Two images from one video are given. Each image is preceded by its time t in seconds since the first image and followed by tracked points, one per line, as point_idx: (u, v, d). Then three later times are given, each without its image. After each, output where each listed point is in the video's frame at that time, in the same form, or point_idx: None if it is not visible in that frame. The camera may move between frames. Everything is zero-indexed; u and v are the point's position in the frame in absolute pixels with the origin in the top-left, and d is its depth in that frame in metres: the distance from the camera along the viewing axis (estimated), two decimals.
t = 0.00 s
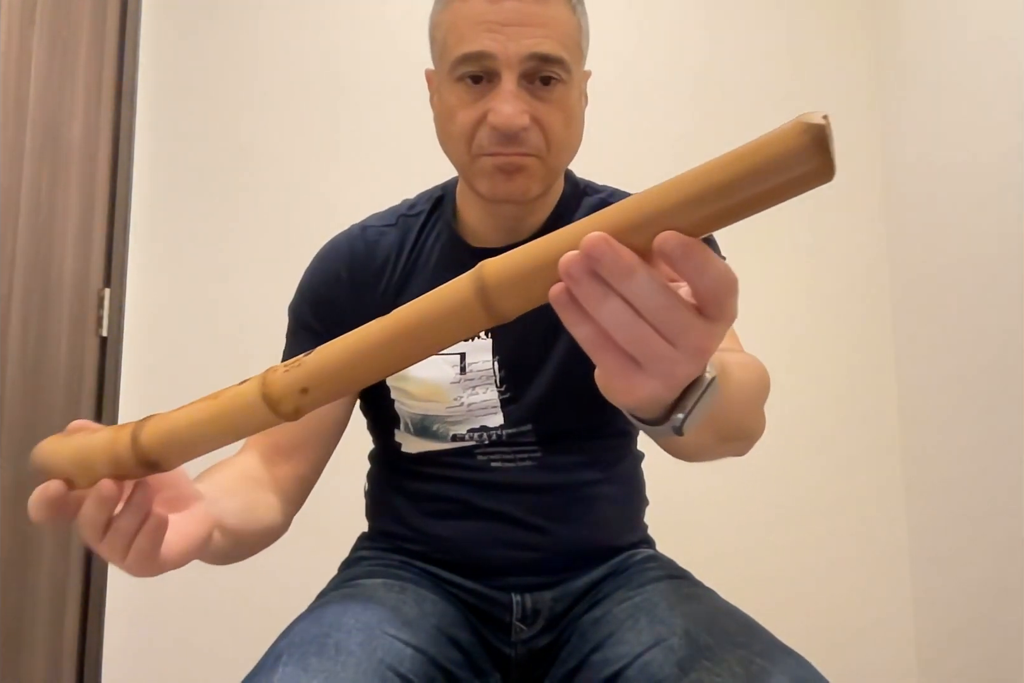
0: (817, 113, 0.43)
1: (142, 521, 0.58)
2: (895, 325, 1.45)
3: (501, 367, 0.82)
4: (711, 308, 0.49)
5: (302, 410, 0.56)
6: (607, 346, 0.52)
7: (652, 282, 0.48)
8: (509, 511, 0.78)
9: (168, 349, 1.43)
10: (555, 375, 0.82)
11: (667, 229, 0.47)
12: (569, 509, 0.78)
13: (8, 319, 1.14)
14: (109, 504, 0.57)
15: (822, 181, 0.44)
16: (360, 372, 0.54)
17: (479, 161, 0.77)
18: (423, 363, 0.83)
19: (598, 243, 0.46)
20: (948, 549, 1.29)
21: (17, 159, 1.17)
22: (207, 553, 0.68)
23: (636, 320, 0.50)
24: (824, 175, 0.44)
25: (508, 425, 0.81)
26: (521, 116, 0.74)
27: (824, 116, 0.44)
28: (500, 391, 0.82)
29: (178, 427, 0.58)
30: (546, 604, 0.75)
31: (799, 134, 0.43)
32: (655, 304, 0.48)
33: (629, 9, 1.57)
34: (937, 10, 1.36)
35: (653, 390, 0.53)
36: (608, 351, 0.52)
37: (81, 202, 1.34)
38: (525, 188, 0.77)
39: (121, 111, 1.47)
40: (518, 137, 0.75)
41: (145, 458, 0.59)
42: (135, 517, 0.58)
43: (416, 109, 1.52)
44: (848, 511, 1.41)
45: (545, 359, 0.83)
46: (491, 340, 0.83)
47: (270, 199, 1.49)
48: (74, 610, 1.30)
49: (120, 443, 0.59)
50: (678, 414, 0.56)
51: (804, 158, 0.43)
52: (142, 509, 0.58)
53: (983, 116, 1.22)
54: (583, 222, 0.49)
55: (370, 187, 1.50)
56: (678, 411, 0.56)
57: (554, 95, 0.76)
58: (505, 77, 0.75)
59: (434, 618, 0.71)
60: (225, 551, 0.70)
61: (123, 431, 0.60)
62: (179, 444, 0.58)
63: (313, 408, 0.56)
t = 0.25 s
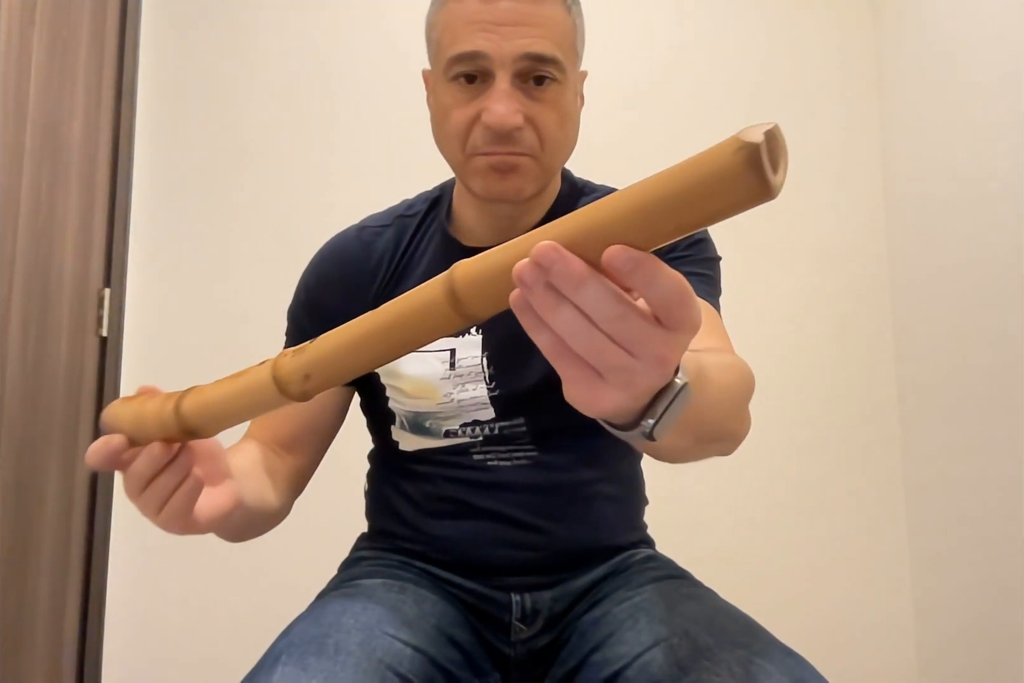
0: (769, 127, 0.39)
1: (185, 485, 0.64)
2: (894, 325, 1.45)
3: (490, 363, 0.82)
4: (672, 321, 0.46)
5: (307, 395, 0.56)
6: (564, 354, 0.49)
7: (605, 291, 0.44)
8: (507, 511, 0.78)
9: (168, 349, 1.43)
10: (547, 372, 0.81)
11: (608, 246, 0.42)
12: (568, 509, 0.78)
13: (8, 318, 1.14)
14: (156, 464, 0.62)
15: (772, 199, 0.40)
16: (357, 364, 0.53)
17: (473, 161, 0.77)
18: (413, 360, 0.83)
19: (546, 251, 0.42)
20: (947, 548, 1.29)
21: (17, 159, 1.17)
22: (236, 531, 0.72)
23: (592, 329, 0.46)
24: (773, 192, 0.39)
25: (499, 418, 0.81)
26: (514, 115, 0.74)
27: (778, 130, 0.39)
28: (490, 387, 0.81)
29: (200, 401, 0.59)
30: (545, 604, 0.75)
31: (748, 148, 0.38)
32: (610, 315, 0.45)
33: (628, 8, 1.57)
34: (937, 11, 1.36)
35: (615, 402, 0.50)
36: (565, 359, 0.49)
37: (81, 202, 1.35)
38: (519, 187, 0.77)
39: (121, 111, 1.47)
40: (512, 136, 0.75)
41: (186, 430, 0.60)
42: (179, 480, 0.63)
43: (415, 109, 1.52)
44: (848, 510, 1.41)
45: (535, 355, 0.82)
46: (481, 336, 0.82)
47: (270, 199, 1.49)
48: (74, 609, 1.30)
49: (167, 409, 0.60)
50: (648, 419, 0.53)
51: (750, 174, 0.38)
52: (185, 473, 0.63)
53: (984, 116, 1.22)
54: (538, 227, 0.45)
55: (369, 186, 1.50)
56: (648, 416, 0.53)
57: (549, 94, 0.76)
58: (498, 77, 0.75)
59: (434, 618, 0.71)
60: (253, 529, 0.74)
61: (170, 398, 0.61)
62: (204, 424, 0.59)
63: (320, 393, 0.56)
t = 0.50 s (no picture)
0: (729, 134, 0.39)
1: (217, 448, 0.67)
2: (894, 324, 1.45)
3: (483, 359, 0.81)
4: (642, 324, 0.45)
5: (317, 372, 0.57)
6: (537, 355, 0.49)
7: (573, 292, 0.44)
8: (506, 510, 0.78)
9: (168, 348, 1.43)
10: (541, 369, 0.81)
11: (573, 247, 0.42)
12: (566, 509, 0.78)
13: (8, 318, 1.14)
14: (193, 423, 0.64)
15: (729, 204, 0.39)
16: (360, 349, 0.53)
17: (469, 160, 0.77)
18: (408, 357, 0.82)
19: (513, 250, 0.43)
20: (947, 548, 1.29)
21: (18, 159, 1.17)
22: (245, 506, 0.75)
23: (562, 329, 0.46)
24: (731, 198, 0.39)
25: (493, 414, 0.81)
26: (509, 115, 0.74)
27: (735, 137, 0.39)
28: (483, 383, 0.81)
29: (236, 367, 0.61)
30: (544, 603, 0.75)
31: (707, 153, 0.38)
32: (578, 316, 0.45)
33: (627, 8, 1.57)
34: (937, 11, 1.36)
35: (588, 404, 0.50)
36: (538, 360, 0.49)
37: (81, 202, 1.35)
38: (514, 186, 0.77)
39: (120, 111, 1.47)
40: (506, 136, 0.75)
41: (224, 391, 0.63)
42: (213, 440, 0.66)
43: (415, 108, 1.52)
44: (848, 510, 1.41)
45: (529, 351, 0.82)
46: (474, 333, 0.82)
47: (269, 199, 1.49)
48: (74, 609, 1.31)
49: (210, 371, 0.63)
50: (628, 418, 0.53)
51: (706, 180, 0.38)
52: (220, 433, 0.66)
53: (983, 117, 1.22)
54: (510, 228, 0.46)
55: (369, 186, 1.50)
56: (628, 415, 0.53)
57: (543, 93, 0.76)
58: (493, 76, 0.75)
59: (433, 618, 0.71)
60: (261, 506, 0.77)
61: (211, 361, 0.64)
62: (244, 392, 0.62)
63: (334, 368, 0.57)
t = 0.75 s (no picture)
0: (670, 139, 0.38)
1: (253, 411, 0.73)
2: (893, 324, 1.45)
3: (478, 356, 0.81)
4: (607, 323, 0.45)
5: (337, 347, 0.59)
6: (503, 355, 0.49)
7: (536, 293, 0.44)
8: (504, 510, 0.78)
9: (169, 348, 1.44)
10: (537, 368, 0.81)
11: (533, 252, 0.42)
12: (565, 508, 0.78)
13: (8, 319, 1.14)
14: (238, 383, 0.71)
15: (673, 213, 0.38)
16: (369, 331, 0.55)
17: (466, 160, 0.77)
18: (405, 355, 0.83)
19: (476, 245, 0.43)
20: (947, 548, 1.29)
21: (18, 159, 1.17)
22: (256, 477, 0.80)
23: (527, 328, 0.46)
24: (672, 208, 0.38)
25: (488, 411, 0.80)
26: (505, 114, 0.74)
27: (678, 150, 0.38)
28: (479, 380, 0.81)
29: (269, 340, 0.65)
30: (544, 603, 0.75)
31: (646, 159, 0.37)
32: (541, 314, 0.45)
33: (627, 8, 1.57)
34: (937, 11, 1.36)
35: (555, 405, 0.50)
36: (505, 360, 0.49)
37: (82, 201, 1.35)
38: (510, 186, 0.77)
39: (121, 111, 1.47)
40: (502, 135, 0.75)
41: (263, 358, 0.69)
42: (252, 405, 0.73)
43: (415, 108, 1.52)
44: (847, 510, 1.41)
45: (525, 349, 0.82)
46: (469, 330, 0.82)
47: (269, 199, 1.49)
48: (74, 609, 1.31)
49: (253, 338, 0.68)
50: (604, 417, 0.53)
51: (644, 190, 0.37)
52: (258, 398, 0.73)
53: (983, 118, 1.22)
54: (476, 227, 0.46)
55: (369, 186, 1.50)
56: (604, 415, 0.53)
57: (539, 93, 0.76)
58: (489, 76, 0.75)
59: (433, 617, 0.71)
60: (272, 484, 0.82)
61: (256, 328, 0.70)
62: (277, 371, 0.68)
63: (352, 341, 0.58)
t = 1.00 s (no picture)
0: (611, 159, 0.39)
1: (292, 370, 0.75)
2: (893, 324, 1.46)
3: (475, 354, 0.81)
4: (579, 327, 0.46)
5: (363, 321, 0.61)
6: (477, 357, 0.49)
7: (504, 295, 0.44)
8: (503, 510, 0.78)
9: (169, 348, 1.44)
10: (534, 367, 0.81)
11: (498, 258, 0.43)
12: (563, 507, 0.78)
13: (8, 319, 1.14)
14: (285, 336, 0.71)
15: (607, 234, 0.40)
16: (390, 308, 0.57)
17: (463, 159, 0.77)
18: (402, 354, 0.83)
19: (447, 247, 0.44)
20: (947, 549, 1.29)
21: (18, 159, 1.17)
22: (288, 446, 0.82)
23: (496, 330, 0.46)
24: (605, 228, 0.39)
25: (486, 410, 0.80)
26: (502, 114, 0.74)
27: (613, 169, 0.39)
28: (476, 379, 0.81)
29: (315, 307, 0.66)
30: (543, 603, 0.75)
31: (584, 177, 0.39)
32: (512, 317, 0.45)
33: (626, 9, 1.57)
34: (937, 13, 1.36)
35: (528, 408, 0.49)
36: (479, 361, 0.49)
37: (82, 202, 1.35)
38: (507, 186, 0.77)
39: (121, 111, 1.47)
40: (500, 135, 0.75)
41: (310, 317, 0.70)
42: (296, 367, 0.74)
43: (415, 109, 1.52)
44: (847, 510, 1.41)
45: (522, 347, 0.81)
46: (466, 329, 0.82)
47: (269, 199, 1.49)
48: (74, 609, 1.31)
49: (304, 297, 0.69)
50: (579, 418, 0.53)
51: (577, 207, 0.39)
52: (297, 355, 0.73)
53: (984, 118, 1.22)
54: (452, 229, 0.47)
55: (369, 187, 1.50)
56: (580, 417, 0.53)
57: (536, 93, 0.76)
58: (486, 76, 0.75)
59: (433, 618, 0.71)
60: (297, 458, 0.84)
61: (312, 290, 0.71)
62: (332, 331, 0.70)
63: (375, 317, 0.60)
